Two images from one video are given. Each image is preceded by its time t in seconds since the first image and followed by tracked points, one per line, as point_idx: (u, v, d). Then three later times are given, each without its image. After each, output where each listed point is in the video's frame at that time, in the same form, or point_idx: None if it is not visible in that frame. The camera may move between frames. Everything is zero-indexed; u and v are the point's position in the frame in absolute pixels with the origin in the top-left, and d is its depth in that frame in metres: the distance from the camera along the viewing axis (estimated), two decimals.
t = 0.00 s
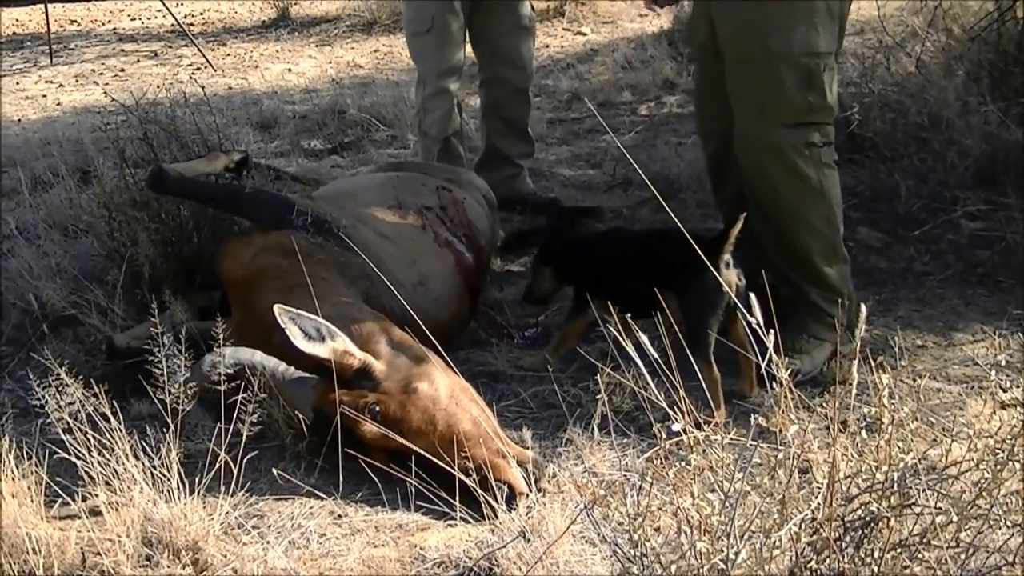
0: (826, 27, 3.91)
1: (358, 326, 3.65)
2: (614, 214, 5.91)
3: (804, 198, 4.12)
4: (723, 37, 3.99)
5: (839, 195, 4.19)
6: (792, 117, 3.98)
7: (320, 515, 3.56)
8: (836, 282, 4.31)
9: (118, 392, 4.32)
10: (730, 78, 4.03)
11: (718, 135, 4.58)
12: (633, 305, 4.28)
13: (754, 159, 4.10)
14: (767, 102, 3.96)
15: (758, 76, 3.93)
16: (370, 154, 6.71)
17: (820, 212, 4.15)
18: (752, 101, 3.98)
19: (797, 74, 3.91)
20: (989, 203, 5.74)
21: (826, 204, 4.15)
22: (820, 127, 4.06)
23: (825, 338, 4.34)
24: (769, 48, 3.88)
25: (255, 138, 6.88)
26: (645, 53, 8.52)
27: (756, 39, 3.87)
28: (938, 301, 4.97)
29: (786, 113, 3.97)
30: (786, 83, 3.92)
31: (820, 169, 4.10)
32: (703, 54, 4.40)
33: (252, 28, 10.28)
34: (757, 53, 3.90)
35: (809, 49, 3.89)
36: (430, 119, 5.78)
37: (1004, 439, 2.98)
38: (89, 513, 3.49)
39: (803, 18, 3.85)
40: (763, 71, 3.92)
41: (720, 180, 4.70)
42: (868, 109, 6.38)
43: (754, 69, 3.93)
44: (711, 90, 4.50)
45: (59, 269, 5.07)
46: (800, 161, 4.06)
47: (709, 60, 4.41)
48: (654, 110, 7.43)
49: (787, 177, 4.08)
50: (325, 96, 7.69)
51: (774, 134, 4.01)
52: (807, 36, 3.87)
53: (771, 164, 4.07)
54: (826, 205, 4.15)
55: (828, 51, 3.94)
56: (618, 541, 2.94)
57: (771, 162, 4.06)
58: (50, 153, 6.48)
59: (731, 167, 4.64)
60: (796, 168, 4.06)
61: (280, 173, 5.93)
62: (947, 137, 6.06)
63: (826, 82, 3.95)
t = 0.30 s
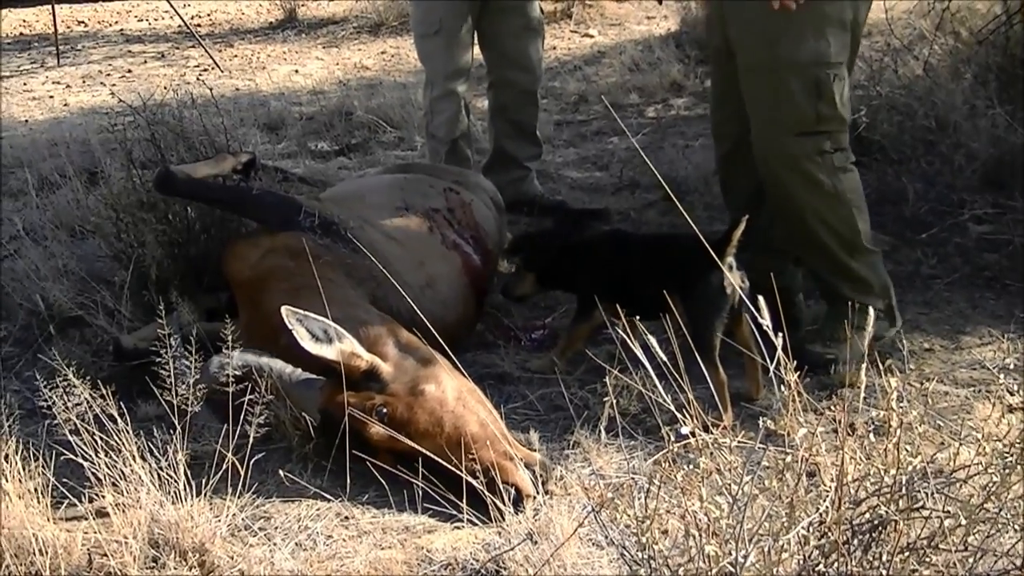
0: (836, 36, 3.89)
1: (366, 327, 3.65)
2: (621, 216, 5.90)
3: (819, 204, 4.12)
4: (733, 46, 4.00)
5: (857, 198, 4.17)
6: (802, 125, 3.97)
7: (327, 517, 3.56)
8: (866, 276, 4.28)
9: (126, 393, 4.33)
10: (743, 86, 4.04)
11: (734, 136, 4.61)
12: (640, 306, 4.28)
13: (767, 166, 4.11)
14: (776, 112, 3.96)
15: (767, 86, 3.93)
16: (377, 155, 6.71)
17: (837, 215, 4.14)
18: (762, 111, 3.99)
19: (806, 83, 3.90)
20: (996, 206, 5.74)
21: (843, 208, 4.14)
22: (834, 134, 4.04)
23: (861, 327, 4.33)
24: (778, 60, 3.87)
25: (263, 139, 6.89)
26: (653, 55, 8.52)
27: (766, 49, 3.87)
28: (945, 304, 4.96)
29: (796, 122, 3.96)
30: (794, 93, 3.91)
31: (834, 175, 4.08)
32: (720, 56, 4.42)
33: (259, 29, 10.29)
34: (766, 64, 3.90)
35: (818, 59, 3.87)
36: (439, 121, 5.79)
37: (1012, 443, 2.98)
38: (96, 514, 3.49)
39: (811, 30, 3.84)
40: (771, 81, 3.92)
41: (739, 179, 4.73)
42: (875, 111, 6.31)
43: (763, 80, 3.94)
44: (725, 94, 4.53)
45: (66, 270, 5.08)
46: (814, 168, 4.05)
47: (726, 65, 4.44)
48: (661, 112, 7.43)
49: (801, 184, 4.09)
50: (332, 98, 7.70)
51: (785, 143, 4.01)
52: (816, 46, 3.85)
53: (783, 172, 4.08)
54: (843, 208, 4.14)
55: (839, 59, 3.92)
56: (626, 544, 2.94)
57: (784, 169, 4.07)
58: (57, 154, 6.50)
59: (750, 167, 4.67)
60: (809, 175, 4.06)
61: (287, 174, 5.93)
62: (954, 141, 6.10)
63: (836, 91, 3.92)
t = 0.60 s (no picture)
0: (880, 45, 3.92)
1: (371, 328, 3.65)
2: (627, 216, 5.90)
3: (855, 213, 4.13)
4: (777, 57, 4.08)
5: (894, 209, 4.17)
6: (843, 133, 4.01)
7: (332, 517, 3.56)
8: (890, 289, 4.27)
9: (131, 394, 4.33)
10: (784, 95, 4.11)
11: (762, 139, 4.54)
12: (645, 306, 4.28)
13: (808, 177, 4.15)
14: (818, 119, 4.01)
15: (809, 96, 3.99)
16: (382, 156, 6.72)
17: (872, 225, 4.15)
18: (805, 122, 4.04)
19: (848, 92, 3.94)
20: (1002, 208, 5.74)
21: (878, 219, 4.14)
22: (875, 143, 4.05)
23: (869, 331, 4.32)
24: (819, 68, 3.94)
25: (268, 140, 6.89)
26: (657, 56, 8.52)
27: (806, 57, 3.95)
28: (951, 306, 4.96)
29: (837, 130, 4.00)
30: (836, 101, 3.96)
31: (873, 183, 4.10)
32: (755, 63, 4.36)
33: (264, 29, 10.30)
34: (808, 72, 3.97)
35: (861, 67, 3.91)
36: (447, 122, 5.79)
37: (1020, 444, 2.97)
38: (101, 515, 3.49)
39: (853, 38, 3.89)
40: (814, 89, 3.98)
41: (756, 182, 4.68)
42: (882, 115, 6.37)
43: (807, 89, 4.00)
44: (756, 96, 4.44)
45: (71, 270, 5.08)
46: (852, 176, 4.07)
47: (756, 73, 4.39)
48: (666, 113, 7.43)
49: (839, 192, 4.11)
50: (336, 98, 7.70)
51: (825, 150, 4.05)
52: (858, 54, 3.89)
53: (823, 182, 4.11)
54: (878, 218, 4.14)
55: (883, 68, 3.94)
56: (632, 545, 2.94)
57: (824, 179, 4.10)
58: (62, 154, 6.51)
59: (773, 167, 4.61)
60: (847, 183, 4.09)
61: (292, 174, 5.94)
62: (960, 141, 6.11)
63: (879, 99, 3.95)
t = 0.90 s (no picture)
0: (934, 44, 3.95)
1: (371, 323, 3.64)
2: (628, 211, 5.89)
3: (890, 212, 4.12)
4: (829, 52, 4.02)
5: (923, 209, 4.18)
6: (891, 131, 3.99)
7: (334, 513, 3.55)
8: (903, 290, 4.28)
9: (132, 390, 4.32)
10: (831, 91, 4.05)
11: (799, 139, 4.40)
12: (647, 301, 4.28)
13: (847, 174, 4.10)
14: (870, 116, 3.98)
15: (864, 93, 3.96)
16: (383, 151, 6.70)
17: (902, 224, 4.15)
18: (856, 119, 4.00)
19: (903, 90, 3.94)
20: (1004, 201, 5.73)
21: (908, 219, 4.14)
22: (918, 142, 4.05)
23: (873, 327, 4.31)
24: (875, 65, 3.91)
25: (268, 136, 6.88)
26: (658, 50, 8.50)
27: (863, 55, 3.91)
28: (953, 299, 4.94)
29: (887, 127, 3.98)
30: (891, 99, 3.95)
31: (911, 182, 4.10)
32: (796, 58, 4.23)
33: (265, 25, 10.29)
34: (864, 69, 3.94)
35: (918, 66, 3.92)
36: (449, 117, 5.78)
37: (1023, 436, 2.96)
38: (102, 512, 3.49)
39: (913, 36, 3.90)
40: (869, 86, 3.95)
41: (788, 187, 4.59)
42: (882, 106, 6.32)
43: (861, 86, 3.96)
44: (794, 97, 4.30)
45: (71, 267, 5.07)
46: (893, 175, 4.06)
47: (798, 67, 4.24)
48: (667, 107, 7.41)
49: (876, 190, 4.08)
50: (337, 93, 7.69)
51: (871, 147, 4.02)
52: (915, 52, 3.90)
53: (863, 181, 4.07)
54: (909, 218, 4.14)
55: (935, 67, 3.96)
56: (634, 539, 2.93)
57: (866, 178, 4.06)
58: (62, 151, 6.50)
59: (809, 168, 4.52)
60: (887, 181, 4.07)
61: (292, 170, 5.93)
62: (962, 135, 6.10)
63: (930, 98, 3.97)
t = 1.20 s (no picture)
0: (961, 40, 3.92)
1: (373, 317, 3.64)
2: (630, 204, 5.89)
3: (909, 207, 4.12)
4: (852, 48, 4.01)
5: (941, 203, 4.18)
6: (913, 127, 3.98)
7: (335, 506, 3.56)
8: (913, 282, 4.30)
9: (133, 383, 4.33)
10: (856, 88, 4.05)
11: (809, 133, 4.37)
12: (649, 295, 4.27)
13: (869, 171, 4.09)
14: (895, 114, 3.97)
15: (889, 88, 3.95)
16: (385, 144, 6.70)
17: (920, 219, 4.16)
18: (879, 114, 4.00)
19: (927, 86, 3.92)
20: (1005, 195, 5.73)
21: (926, 213, 4.15)
22: (940, 136, 4.04)
23: (875, 320, 4.31)
24: (905, 63, 3.89)
25: (270, 129, 6.88)
26: (660, 43, 8.50)
27: (890, 53, 3.90)
28: (954, 292, 4.95)
29: (910, 124, 3.97)
30: (918, 96, 3.93)
31: (931, 177, 4.09)
32: (812, 53, 4.21)
33: (267, 18, 10.29)
34: (891, 68, 3.92)
35: (945, 62, 3.89)
36: (451, 111, 5.78)
37: None
38: (105, 506, 3.50)
39: (942, 31, 3.86)
40: (895, 83, 3.93)
41: (793, 180, 4.59)
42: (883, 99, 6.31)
43: (886, 81, 3.95)
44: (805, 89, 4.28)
45: (73, 260, 5.08)
46: (915, 170, 4.06)
47: (810, 60, 4.22)
48: (669, 101, 7.41)
49: (895, 185, 4.08)
50: (339, 87, 7.68)
51: (893, 145, 4.02)
52: (942, 49, 3.88)
53: (885, 176, 4.06)
54: (927, 213, 4.15)
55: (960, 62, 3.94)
56: (635, 532, 2.94)
57: (888, 175, 4.06)
58: (64, 144, 6.50)
59: (823, 162, 4.49)
60: (908, 177, 4.06)
61: (294, 164, 5.93)
62: (964, 129, 6.11)
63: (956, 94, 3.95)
